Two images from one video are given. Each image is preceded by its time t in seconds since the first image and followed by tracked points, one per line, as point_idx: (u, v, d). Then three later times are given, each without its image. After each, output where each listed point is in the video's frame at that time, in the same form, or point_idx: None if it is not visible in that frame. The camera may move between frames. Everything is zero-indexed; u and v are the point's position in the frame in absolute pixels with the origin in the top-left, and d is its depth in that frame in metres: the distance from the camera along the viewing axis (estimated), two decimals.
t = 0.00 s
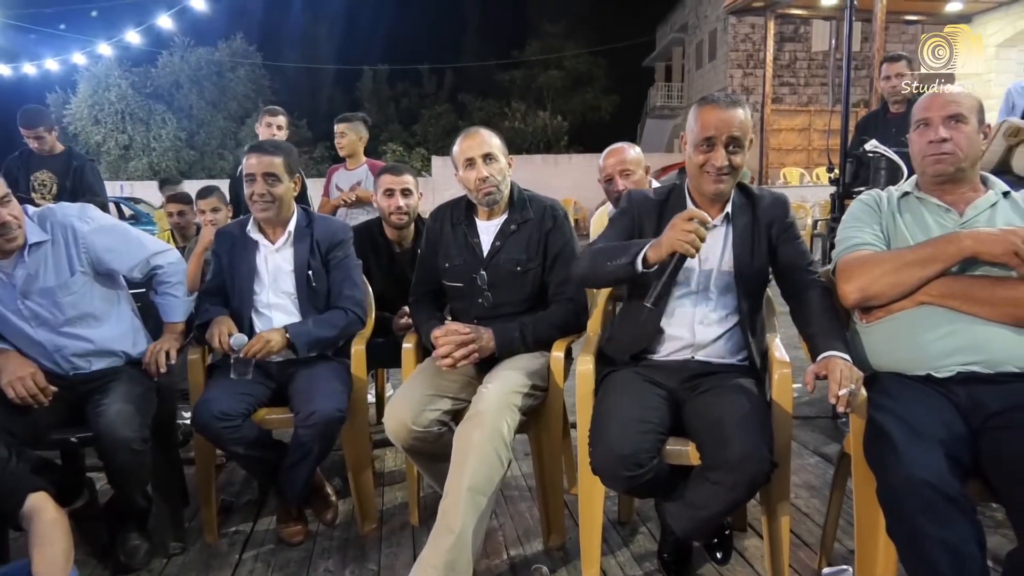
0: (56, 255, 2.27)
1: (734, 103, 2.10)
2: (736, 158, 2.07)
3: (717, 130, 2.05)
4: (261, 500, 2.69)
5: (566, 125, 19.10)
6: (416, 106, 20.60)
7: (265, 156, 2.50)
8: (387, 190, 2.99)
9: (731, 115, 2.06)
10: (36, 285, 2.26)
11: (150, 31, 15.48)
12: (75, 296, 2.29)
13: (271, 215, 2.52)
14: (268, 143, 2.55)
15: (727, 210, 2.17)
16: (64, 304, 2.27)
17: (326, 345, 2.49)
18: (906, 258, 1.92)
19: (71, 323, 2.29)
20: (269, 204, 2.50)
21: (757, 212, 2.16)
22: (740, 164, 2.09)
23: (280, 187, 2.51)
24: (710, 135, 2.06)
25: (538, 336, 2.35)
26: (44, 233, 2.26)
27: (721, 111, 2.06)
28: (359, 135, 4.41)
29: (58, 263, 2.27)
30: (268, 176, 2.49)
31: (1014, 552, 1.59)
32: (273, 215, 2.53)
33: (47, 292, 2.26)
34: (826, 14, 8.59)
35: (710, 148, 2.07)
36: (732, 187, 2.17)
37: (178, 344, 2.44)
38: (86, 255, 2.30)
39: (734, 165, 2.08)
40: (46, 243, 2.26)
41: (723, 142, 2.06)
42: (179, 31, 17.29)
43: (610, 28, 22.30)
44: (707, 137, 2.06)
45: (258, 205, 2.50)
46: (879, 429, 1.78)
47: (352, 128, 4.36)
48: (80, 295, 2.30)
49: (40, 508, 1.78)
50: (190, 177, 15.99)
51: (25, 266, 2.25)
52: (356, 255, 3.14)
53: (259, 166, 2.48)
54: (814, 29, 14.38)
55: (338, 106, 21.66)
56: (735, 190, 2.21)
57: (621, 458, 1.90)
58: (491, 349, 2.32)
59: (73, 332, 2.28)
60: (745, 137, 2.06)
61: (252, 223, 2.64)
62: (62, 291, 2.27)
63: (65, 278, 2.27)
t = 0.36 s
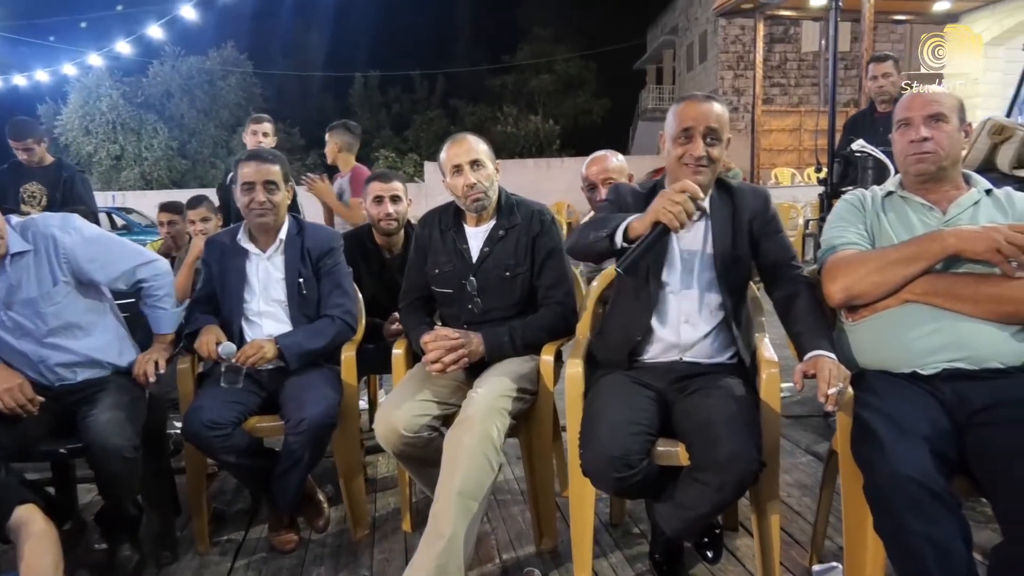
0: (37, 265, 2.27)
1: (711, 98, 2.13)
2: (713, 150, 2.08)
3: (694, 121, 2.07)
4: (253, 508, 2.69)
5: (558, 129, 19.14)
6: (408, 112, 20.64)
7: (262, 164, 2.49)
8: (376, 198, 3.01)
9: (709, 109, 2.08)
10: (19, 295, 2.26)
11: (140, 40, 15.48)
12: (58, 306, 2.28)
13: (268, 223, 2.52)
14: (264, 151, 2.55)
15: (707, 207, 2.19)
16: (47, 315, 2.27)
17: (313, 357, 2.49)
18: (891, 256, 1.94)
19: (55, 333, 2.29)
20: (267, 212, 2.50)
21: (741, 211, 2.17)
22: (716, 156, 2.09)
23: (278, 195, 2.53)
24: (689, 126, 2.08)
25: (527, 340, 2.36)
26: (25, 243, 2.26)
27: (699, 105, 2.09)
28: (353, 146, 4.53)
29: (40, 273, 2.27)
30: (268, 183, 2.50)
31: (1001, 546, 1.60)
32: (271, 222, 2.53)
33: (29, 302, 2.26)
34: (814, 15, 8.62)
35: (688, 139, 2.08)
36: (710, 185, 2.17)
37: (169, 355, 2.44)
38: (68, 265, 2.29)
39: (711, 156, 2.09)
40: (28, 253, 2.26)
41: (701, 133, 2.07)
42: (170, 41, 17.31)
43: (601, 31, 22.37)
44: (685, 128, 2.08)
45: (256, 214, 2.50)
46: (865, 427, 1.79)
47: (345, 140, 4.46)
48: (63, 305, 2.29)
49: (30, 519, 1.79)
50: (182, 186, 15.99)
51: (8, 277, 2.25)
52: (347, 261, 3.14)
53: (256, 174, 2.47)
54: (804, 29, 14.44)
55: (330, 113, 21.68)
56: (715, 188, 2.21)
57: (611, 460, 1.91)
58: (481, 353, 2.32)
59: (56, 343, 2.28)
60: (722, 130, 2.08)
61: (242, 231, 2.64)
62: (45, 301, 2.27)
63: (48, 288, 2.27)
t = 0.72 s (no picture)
0: None
1: (675, 99, 2.16)
2: (678, 148, 2.09)
3: (658, 120, 2.09)
4: (219, 512, 2.65)
5: (529, 129, 19.17)
6: (378, 112, 20.55)
7: (232, 166, 2.46)
8: (344, 197, 2.98)
9: (672, 108, 2.11)
10: None
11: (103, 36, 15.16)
12: (12, 296, 2.21)
13: (241, 224, 2.49)
14: (233, 152, 2.51)
15: (674, 208, 2.21)
16: None
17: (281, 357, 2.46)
18: (852, 256, 1.98)
19: (6, 324, 2.21)
20: (241, 213, 2.47)
21: (706, 212, 2.20)
22: (680, 155, 2.10)
23: (249, 196, 2.51)
24: (653, 124, 2.10)
25: (497, 341, 2.36)
26: None
27: (664, 104, 2.12)
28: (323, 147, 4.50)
29: None
30: (240, 185, 2.48)
31: (959, 540, 1.65)
32: (244, 223, 2.49)
33: None
34: (780, 19, 8.76)
35: (652, 137, 2.09)
36: (676, 188, 2.20)
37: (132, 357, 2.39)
38: (26, 256, 2.23)
39: (675, 155, 2.09)
40: None
41: (665, 130, 2.08)
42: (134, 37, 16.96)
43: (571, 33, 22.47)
44: (649, 126, 2.10)
45: (229, 216, 2.46)
46: (827, 424, 1.83)
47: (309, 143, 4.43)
48: (18, 295, 2.22)
49: None
50: (147, 185, 15.69)
51: None
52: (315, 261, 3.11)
53: (227, 176, 2.44)
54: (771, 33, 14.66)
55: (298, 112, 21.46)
56: (682, 191, 2.24)
57: (579, 460, 1.91)
58: (450, 354, 2.32)
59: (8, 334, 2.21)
60: (685, 129, 2.10)
61: (208, 231, 2.59)
62: None
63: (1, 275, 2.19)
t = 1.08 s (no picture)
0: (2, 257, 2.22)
1: (685, 113, 2.17)
2: (688, 161, 2.10)
3: (669, 133, 2.11)
4: (217, 516, 2.64)
5: (528, 139, 19.24)
6: (378, 119, 20.63)
7: (243, 171, 2.47)
8: (348, 204, 2.99)
9: (683, 122, 2.12)
10: None
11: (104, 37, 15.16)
12: (21, 299, 2.22)
13: (252, 229, 2.50)
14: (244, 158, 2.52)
15: (685, 223, 2.23)
16: (9, 308, 2.21)
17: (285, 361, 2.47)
18: (853, 271, 1.99)
19: (15, 328, 2.23)
20: (251, 218, 2.48)
21: (713, 227, 2.22)
22: (690, 168, 2.12)
23: (260, 201, 2.53)
24: (663, 138, 2.12)
25: (498, 350, 2.36)
26: None
27: (675, 119, 2.13)
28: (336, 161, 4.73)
29: (6, 264, 2.22)
30: (251, 190, 2.49)
31: (957, 555, 1.66)
32: (253, 228, 2.50)
33: None
34: (780, 35, 8.81)
35: (662, 151, 2.11)
36: (689, 202, 2.23)
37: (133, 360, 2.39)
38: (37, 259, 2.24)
39: (685, 168, 2.11)
40: None
41: (674, 144, 2.10)
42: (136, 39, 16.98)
43: (571, 43, 22.57)
44: (659, 141, 2.11)
45: (240, 221, 2.47)
46: (829, 438, 1.84)
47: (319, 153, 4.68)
48: (27, 299, 2.23)
49: None
50: (145, 187, 15.68)
51: None
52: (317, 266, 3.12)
53: (237, 181, 2.45)
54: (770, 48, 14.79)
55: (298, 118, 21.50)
56: (693, 206, 2.27)
57: (579, 470, 1.92)
58: (452, 362, 2.33)
59: (16, 338, 2.22)
60: (696, 144, 2.11)
61: (214, 235, 2.60)
62: (8, 293, 2.21)
63: (12, 279, 2.21)
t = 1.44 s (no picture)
0: (37, 254, 2.26)
1: (703, 113, 2.17)
2: (704, 159, 2.10)
3: (687, 130, 2.11)
4: (226, 510, 2.65)
5: (536, 137, 19.23)
6: (387, 116, 20.66)
7: (262, 165, 2.48)
8: (359, 200, 2.99)
9: (701, 121, 2.12)
10: (15, 282, 2.24)
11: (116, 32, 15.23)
12: (55, 297, 2.27)
13: (268, 223, 2.51)
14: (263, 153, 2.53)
15: (700, 222, 2.23)
16: (42, 305, 2.25)
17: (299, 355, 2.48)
18: (867, 271, 1.98)
19: (46, 325, 2.27)
20: (268, 212, 2.49)
21: (728, 227, 2.22)
22: (706, 166, 2.11)
23: (278, 196, 2.54)
24: (680, 135, 2.12)
25: (509, 348, 2.35)
26: (31, 231, 2.26)
27: (694, 118, 2.13)
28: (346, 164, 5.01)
29: (40, 261, 2.26)
30: (270, 185, 2.50)
31: (972, 559, 1.65)
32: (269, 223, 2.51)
33: (25, 291, 2.25)
34: (792, 35, 8.76)
35: (679, 148, 2.11)
36: (704, 201, 2.23)
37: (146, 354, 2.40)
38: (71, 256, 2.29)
39: (700, 166, 2.10)
40: (30, 241, 2.26)
41: (691, 142, 2.10)
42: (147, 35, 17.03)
43: (581, 42, 22.51)
44: (677, 138, 2.12)
45: (257, 215, 2.48)
46: (842, 440, 1.83)
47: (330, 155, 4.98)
48: (60, 296, 2.28)
49: None
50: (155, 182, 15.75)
51: (7, 261, 2.24)
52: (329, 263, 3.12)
53: (257, 176, 2.46)
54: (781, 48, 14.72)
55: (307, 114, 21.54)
56: (708, 205, 2.27)
57: (590, 469, 1.91)
58: (462, 359, 2.32)
59: (47, 335, 2.26)
60: (714, 143, 2.11)
61: (230, 229, 2.61)
62: (42, 290, 2.25)
63: (47, 277, 2.26)
